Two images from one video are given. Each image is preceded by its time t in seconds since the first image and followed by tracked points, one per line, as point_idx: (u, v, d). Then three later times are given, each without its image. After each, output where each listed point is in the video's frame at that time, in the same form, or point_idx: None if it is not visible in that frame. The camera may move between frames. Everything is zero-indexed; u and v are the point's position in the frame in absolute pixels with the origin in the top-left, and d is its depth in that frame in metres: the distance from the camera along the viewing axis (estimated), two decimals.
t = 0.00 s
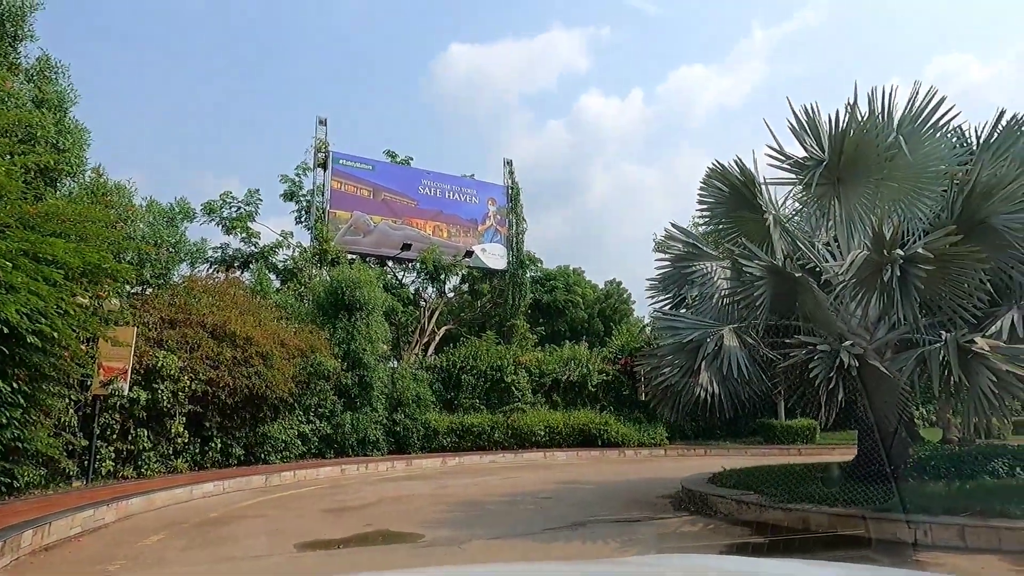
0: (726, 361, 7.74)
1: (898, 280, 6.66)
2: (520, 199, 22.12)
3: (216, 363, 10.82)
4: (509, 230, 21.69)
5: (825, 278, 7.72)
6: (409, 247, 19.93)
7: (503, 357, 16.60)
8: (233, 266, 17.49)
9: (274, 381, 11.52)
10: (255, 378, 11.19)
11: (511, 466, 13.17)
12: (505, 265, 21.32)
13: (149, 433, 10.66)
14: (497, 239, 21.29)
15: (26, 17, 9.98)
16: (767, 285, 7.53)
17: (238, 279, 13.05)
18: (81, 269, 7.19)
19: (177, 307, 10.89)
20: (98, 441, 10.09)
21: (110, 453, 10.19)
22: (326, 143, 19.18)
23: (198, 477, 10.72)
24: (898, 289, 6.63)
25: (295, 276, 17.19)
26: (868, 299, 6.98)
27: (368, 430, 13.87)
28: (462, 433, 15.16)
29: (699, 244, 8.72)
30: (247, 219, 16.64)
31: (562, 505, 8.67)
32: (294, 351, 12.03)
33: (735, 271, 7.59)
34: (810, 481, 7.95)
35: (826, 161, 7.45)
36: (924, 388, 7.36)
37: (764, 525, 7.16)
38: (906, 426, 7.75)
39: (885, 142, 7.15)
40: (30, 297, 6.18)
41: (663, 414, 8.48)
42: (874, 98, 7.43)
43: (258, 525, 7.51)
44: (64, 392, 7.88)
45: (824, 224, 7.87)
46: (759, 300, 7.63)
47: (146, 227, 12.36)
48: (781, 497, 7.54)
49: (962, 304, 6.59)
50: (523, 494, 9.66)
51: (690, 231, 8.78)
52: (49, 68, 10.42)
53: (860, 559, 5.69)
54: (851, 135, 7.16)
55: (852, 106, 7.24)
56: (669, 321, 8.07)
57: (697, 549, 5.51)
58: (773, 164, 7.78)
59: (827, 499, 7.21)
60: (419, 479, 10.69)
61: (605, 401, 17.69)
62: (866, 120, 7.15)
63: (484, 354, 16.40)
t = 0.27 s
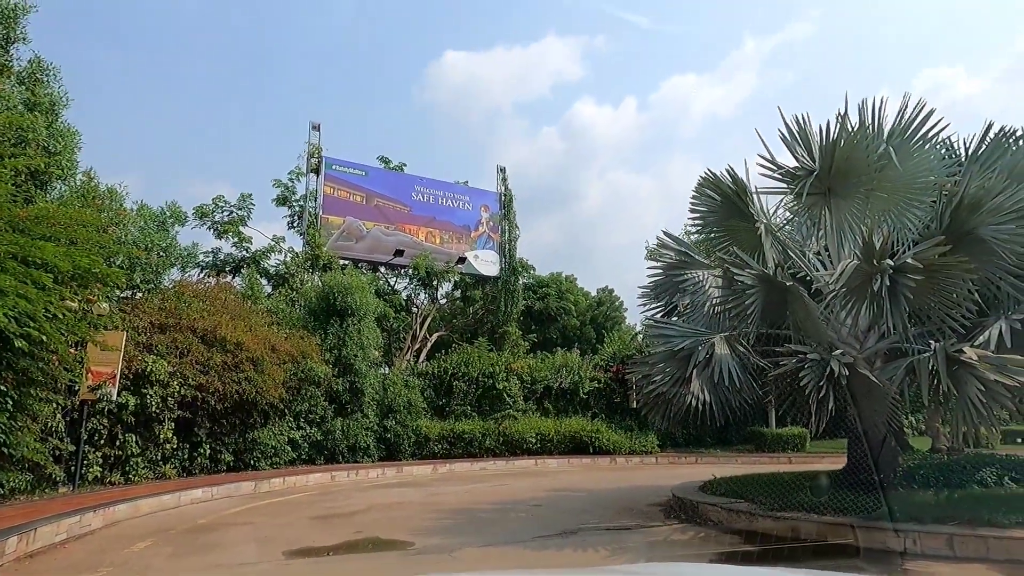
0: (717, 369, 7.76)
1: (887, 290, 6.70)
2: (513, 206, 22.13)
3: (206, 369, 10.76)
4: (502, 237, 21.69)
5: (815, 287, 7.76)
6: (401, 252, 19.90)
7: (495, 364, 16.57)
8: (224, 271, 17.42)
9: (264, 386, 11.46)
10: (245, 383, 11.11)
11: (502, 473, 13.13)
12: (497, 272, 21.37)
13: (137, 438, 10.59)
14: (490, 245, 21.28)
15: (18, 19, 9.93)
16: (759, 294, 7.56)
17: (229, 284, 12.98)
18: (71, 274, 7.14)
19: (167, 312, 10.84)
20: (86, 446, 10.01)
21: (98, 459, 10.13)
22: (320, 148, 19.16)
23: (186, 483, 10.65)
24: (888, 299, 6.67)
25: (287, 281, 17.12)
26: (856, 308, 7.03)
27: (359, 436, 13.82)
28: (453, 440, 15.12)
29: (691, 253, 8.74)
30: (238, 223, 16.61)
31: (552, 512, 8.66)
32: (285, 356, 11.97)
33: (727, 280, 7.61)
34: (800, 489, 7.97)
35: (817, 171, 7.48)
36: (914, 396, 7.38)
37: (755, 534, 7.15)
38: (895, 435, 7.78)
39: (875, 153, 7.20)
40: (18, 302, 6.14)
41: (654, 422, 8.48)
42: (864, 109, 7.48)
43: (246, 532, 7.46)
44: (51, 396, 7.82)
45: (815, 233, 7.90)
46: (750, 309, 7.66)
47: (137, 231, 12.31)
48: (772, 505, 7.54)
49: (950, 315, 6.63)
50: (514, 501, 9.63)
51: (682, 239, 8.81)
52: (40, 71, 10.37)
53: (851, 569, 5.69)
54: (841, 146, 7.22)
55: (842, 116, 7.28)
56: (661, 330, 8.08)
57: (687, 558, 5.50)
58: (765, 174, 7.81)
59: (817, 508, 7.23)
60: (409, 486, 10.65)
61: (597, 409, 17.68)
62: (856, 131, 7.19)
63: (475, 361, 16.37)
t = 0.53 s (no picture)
0: (712, 373, 7.77)
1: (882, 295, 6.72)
2: (510, 208, 22.14)
3: (200, 369, 10.72)
4: (498, 239, 21.70)
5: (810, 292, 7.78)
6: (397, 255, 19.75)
7: (490, 367, 16.57)
8: (220, 271, 17.39)
9: (258, 387, 11.43)
10: (239, 384, 11.08)
11: (496, 476, 13.11)
12: (493, 275, 21.32)
13: (130, 438, 10.56)
14: (485, 248, 21.28)
15: (15, 16, 9.89)
16: (754, 299, 7.59)
17: (224, 284, 12.94)
18: (65, 272, 7.10)
19: (162, 311, 10.79)
20: (78, 446, 9.97)
21: (90, 459, 10.11)
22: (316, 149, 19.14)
23: (179, 483, 10.61)
24: (883, 304, 6.69)
25: (282, 282, 17.19)
26: (851, 313, 7.05)
27: (353, 438, 13.80)
28: (447, 442, 15.10)
29: (687, 257, 8.77)
30: (236, 223, 16.70)
31: (546, 515, 8.66)
32: (279, 357, 11.94)
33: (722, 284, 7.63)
34: (794, 493, 7.99)
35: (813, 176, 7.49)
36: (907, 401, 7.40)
37: (748, 538, 7.16)
38: (889, 439, 7.80)
39: (870, 159, 7.21)
40: (12, 300, 6.11)
41: (649, 425, 8.49)
42: (860, 115, 7.50)
43: (239, 533, 7.44)
44: (44, 395, 7.79)
45: (811, 238, 7.92)
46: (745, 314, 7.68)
47: (132, 230, 12.27)
48: (766, 510, 7.55)
49: (944, 320, 6.65)
50: (508, 504, 9.63)
51: (677, 243, 8.83)
52: (37, 69, 10.34)
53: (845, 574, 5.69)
54: (837, 152, 7.24)
55: (838, 122, 7.30)
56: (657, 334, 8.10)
57: (680, 562, 5.50)
58: (761, 179, 7.81)
59: (811, 512, 7.24)
60: (403, 488, 10.64)
61: (592, 412, 17.69)
62: (852, 137, 7.21)
63: (470, 363, 16.36)
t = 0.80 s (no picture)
0: (708, 373, 7.78)
1: (879, 296, 6.73)
2: (507, 206, 22.12)
3: (196, 364, 10.69)
4: (495, 237, 21.68)
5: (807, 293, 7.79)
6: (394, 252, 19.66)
7: (486, 365, 16.56)
8: (217, 266, 17.35)
9: (254, 383, 11.40)
10: (235, 379, 11.06)
11: (492, 474, 13.10)
12: (490, 272, 21.24)
13: (125, 433, 10.53)
14: (483, 246, 21.20)
15: (12, 8, 9.85)
16: (751, 299, 7.60)
17: (221, 279, 12.90)
18: (60, 265, 7.07)
19: (157, 305, 10.76)
20: (72, 440, 9.94)
21: (84, 453, 10.09)
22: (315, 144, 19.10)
23: (173, 478, 10.59)
24: (879, 306, 6.70)
25: (279, 278, 17.37)
26: (848, 314, 7.06)
27: (349, 435, 13.79)
28: (442, 440, 15.09)
29: (685, 256, 8.77)
30: (232, 218, 16.66)
31: (540, 513, 8.66)
32: (276, 353, 11.92)
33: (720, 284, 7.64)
34: (789, 493, 8.01)
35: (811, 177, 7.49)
36: (902, 403, 7.42)
37: (742, 537, 7.17)
38: (884, 440, 7.81)
39: (869, 160, 7.22)
40: (7, 293, 6.09)
41: (645, 424, 8.50)
42: (859, 116, 7.50)
43: (234, 528, 7.42)
44: (38, 388, 7.76)
45: (808, 239, 7.93)
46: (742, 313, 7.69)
47: (129, 224, 12.23)
48: (760, 509, 7.57)
49: (941, 323, 6.66)
50: (503, 502, 9.63)
51: (675, 243, 8.83)
52: (35, 61, 10.32)
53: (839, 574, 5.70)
54: (836, 152, 7.24)
55: (837, 123, 7.30)
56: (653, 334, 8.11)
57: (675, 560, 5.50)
58: (759, 179, 7.82)
59: (805, 512, 7.25)
60: (398, 485, 10.63)
61: (587, 411, 17.69)
62: (851, 138, 7.21)
63: (466, 361, 16.35)
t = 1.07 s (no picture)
0: (703, 370, 7.77)
1: (872, 293, 6.74)
2: (502, 203, 22.11)
3: (189, 360, 10.65)
4: (491, 234, 21.67)
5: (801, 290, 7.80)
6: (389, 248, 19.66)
7: (481, 361, 16.56)
8: (211, 262, 17.32)
9: (248, 379, 11.38)
10: (228, 375, 11.03)
11: (487, 471, 13.09)
12: (485, 269, 21.33)
13: (118, 429, 10.50)
14: (478, 242, 21.27)
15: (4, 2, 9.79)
16: (746, 296, 7.60)
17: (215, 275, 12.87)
18: (53, 261, 7.04)
19: (151, 302, 10.72)
20: (65, 436, 9.91)
21: (77, 449, 10.06)
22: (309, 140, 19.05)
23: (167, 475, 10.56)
24: (873, 303, 6.71)
25: (274, 274, 17.20)
26: (841, 311, 7.07)
27: (344, 431, 13.77)
28: (437, 436, 15.08)
29: (680, 253, 8.77)
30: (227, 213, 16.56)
31: (535, 509, 8.67)
32: (270, 350, 11.89)
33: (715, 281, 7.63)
34: (782, 489, 8.04)
35: (805, 174, 7.50)
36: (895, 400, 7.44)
37: (735, 533, 7.20)
38: (877, 437, 7.83)
39: (863, 158, 7.24)
40: None
41: (639, 420, 8.50)
42: (853, 114, 7.51)
43: (227, 525, 7.41)
44: (30, 384, 7.74)
45: (802, 237, 7.94)
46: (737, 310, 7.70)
47: (122, 220, 12.19)
48: (753, 506, 7.58)
49: (934, 320, 6.68)
50: (497, 498, 9.63)
51: (670, 240, 8.82)
52: (26, 56, 10.27)
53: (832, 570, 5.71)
54: (830, 150, 7.26)
55: (831, 121, 7.32)
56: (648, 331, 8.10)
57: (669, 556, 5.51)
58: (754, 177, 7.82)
59: (798, 508, 7.28)
60: (392, 482, 10.62)
61: (582, 407, 17.70)
62: (845, 136, 7.23)
63: (461, 358, 16.34)
